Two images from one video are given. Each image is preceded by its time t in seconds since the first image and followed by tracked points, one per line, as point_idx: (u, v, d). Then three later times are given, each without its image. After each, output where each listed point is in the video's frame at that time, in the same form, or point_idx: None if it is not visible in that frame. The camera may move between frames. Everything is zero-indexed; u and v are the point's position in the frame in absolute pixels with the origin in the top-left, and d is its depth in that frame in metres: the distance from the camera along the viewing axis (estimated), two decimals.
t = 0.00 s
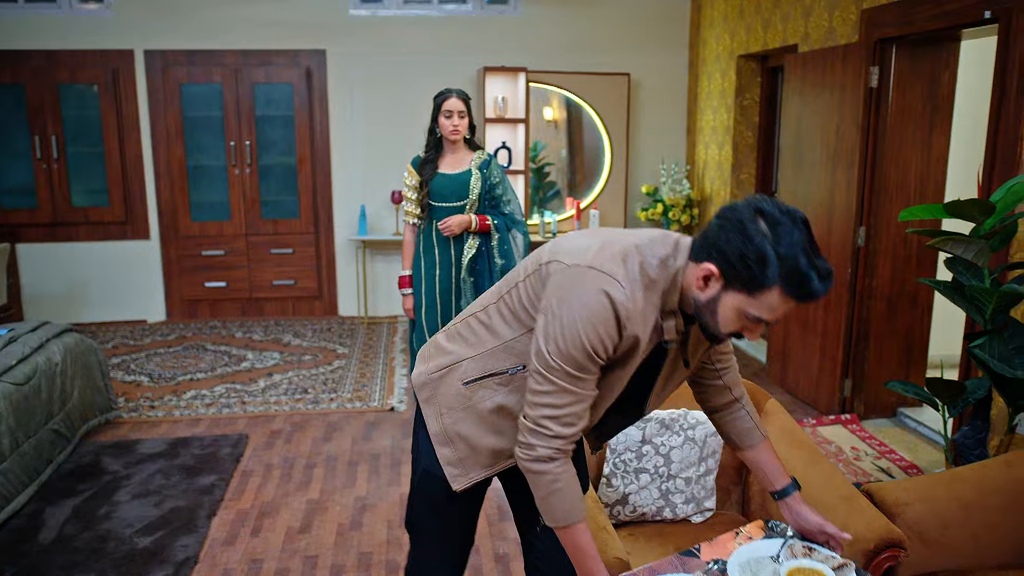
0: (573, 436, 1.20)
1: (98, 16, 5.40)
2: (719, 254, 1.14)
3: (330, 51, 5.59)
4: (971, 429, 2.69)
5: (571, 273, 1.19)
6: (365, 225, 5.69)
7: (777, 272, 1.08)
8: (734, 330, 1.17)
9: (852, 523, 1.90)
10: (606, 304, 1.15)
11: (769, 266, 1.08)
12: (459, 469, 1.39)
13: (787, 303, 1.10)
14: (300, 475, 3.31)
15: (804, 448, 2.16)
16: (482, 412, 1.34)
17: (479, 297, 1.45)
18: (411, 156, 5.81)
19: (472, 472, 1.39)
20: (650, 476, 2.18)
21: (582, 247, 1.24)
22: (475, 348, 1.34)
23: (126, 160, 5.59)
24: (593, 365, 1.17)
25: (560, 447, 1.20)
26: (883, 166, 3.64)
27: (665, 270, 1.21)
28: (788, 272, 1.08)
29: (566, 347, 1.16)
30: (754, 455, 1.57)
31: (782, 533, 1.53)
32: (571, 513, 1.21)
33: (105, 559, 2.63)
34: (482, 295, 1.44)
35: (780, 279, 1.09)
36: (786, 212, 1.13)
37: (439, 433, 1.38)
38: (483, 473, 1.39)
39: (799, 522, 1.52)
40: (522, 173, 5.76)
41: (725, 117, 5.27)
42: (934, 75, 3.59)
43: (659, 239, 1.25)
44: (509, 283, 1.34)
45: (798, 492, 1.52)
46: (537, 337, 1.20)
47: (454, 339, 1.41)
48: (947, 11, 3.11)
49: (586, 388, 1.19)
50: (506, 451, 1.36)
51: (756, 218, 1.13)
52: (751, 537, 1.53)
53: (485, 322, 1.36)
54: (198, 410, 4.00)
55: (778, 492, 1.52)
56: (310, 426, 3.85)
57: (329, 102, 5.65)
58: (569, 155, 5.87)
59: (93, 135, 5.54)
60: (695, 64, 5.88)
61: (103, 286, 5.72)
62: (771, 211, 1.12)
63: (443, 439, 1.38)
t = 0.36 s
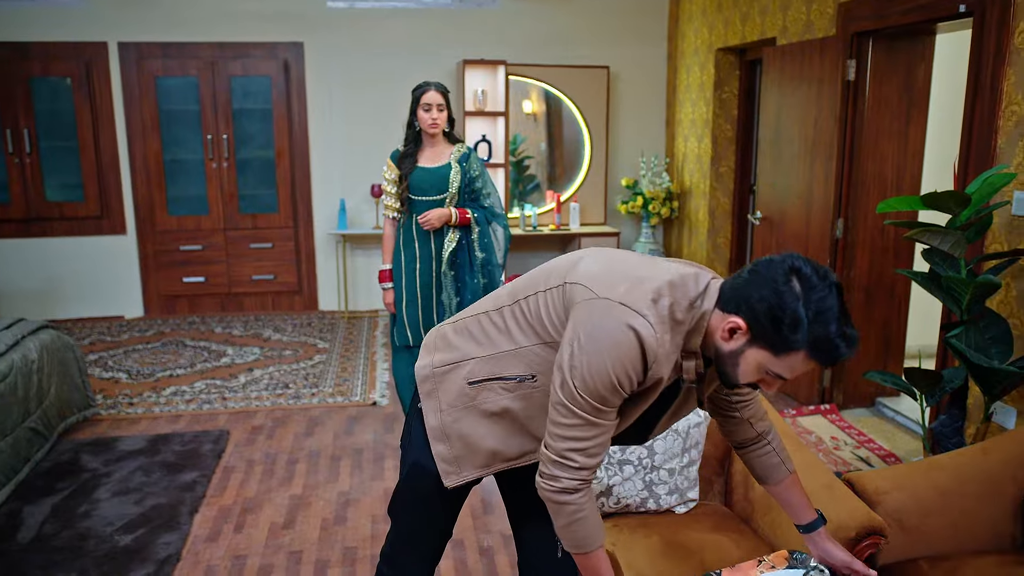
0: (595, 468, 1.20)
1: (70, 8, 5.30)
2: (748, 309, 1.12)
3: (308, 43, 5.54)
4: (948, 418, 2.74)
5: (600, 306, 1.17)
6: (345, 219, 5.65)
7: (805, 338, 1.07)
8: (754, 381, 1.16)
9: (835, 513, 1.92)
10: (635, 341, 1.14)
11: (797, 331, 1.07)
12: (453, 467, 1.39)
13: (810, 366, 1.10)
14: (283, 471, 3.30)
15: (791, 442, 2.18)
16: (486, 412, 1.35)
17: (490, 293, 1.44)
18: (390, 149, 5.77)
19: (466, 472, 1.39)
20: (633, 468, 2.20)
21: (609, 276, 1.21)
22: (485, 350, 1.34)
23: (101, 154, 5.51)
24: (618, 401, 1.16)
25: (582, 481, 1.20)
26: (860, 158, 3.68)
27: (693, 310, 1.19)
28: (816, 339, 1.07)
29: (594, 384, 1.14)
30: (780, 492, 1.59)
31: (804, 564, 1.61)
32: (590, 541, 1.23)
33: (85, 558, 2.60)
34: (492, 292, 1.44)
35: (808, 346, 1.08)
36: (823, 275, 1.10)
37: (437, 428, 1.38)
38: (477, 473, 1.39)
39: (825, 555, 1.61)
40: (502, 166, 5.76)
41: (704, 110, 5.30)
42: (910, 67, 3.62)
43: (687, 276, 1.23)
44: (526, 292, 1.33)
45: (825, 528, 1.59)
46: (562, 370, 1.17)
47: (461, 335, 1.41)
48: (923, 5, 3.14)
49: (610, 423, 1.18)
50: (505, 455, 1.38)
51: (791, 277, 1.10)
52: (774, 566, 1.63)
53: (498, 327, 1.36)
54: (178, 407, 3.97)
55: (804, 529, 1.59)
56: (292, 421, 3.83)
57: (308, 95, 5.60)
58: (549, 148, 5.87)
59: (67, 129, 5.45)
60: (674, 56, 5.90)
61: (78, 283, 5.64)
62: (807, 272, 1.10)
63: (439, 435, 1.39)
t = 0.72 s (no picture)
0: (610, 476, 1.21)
1: (61, 5, 5.27)
2: (773, 331, 1.13)
3: (302, 41, 5.53)
4: (943, 415, 2.75)
5: (623, 318, 1.17)
6: (339, 218, 5.64)
7: (828, 365, 1.10)
8: (770, 398, 1.19)
9: (835, 509, 1.94)
10: (657, 354, 1.14)
11: (821, 358, 1.09)
12: (462, 465, 1.39)
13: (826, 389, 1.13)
14: (280, 469, 3.29)
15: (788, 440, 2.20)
16: (499, 412, 1.36)
17: (506, 292, 1.45)
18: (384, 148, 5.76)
19: (474, 471, 1.39)
20: (631, 464, 2.21)
21: (633, 287, 1.22)
22: (502, 350, 1.35)
23: (94, 153, 5.48)
24: (638, 412, 1.17)
25: (596, 489, 1.21)
26: (855, 156, 3.70)
27: (714, 325, 1.20)
28: (838, 367, 1.10)
29: (614, 394, 1.14)
30: (792, 500, 1.60)
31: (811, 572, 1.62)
32: (602, 546, 1.24)
33: (83, 558, 2.60)
34: (508, 291, 1.44)
35: (830, 372, 1.10)
36: (850, 303, 1.11)
37: (448, 426, 1.39)
38: (486, 473, 1.40)
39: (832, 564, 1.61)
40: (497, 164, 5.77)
41: (698, 108, 5.30)
42: (905, 65, 3.62)
43: (709, 290, 1.23)
44: (546, 295, 1.34)
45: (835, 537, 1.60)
46: (582, 379, 1.18)
47: (477, 333, 1.42)
48: (917, 3, 3.16)
49: (627, 433, 1.19)
50: (515, 457, 1.38)
51: (819, 301, 1.11)
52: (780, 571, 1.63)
53: (515, 328, 1.36)
54: (173, 406, 3.95)
55: (814, 539, 1.59)
56: (288, 420, 3.82)
57: (302, 93, 5.59)
58: (543, 146, 5.87)
59: (59, 128, 5.42)
60: (668, 55, 5.91)
61: (72, 282, 5.62)
62: (835, 298, 1.11)
63: (449, 432, 1.39)
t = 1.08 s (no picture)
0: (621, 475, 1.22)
1: (49, 3, 5.23)
2: (788, 335, 1.14)
3: (293, 40, 5.51)
4: (937, 411, 2.78)
5: (638, 318, 1.18)
6: (331, 217, 5.62)
7: (841, 370, 1.11)
8: (781, 402, 1.20)
9: (833, 506, 1.96)
10: (672, 355, 1.15)
11: (835, 364, 1.11)
12: (471, 463, 1.40)
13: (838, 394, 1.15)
14: (275, 470, 3.28)
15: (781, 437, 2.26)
16: (509, 411, 1.37)
17: (517, 291, 1.45)
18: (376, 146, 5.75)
19: (482, 469, 1.40)
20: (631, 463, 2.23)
21: (647, 288, 1.23)
22: (514, 348, 1.36)
23: (84, 152, 5.44)
24: (651, 413, 1.18)
25: (607, 487, 1.22)
26: (848, 155, 3.73)
27: (728, 328, 1.21)
28: (851, 372, 1.11)
29: (628, 394, 1.15)
30: (803, 503, 1.61)
31: None
32: (612, 543, 1.25)
33: (78, 560, 2.58)
34: (520, 290, 1.45)
35: (843, 377, 1.12)
36: (867, 309, 1.13)
37: (457, 424, 1.39)
38: (494, 471, 1.40)
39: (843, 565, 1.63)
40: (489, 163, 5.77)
41: (690, 107, 5.32)
42: (896, 65, 3.65)
43: (724, 292, 1.24)
44: (558, 294, 1.35)
45: (843, 542, 1.62)
46: (596, 378, 1.19)
47: (487, 331, 1.42)
48: (909, 3, 3.18)
49: (639, 433, 1.20)
50: (524, 455, 1.39)
51: (835, 307, 1.12)
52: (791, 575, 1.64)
53: (527, 327, 1.37)
54: (166, 407, 3.93)
55: (822, 543, 1.61)
56: (282, 420, 3.80)
57: (293, 92, 5.57)
58: (533, 145, 5.88)
59: (48, 127, 5.38)
60: (659, 54, 5.92)
61: (61, 283, 5.57)
62: (851, 304, 1.12)
63: (458, 430, 1.39)
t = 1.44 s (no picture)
0: (628, 471, 1.23)
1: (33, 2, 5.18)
2: (795, 334, 1.16)
3: (280, 40, 5.48)
4: (925, 408, 2.81)
5: (647, 316, 1.19)
6: (319, 218, 5.60)
7: (848, 368, 1.13)
8: (787, 400, 1.22)
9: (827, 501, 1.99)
10: (681, 353, 1.16)
11: (842, 363, 1.12)
12: (475, 461, 1.41)
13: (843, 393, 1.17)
14: (266, 472, 3.27)
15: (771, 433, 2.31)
16: (515, 408, 1.38)
17: (523, 289, 1.46)
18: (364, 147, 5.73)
19: (487, 466, 1.41)
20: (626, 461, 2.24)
21: (655, 287, 1.24)
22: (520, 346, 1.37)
23: (68, 153, 5.39)
24: (659, 410, 1.19)
25: (613, 483, 1.23)
26: (835, 155, 3.76)
27: (735, 327, 1.22)
28: (857, 371, 1.13)
29: (637, 390, 1.16)
30: (805, 502, 1.64)
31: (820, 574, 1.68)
32: (617, 540, 1.26)
33: (70, 564, 2.56)
34: (526, 288, 1.46)
35: (849, 375, 1.14)
36: (872, 308, 1.15)
37: (463, 421, 1.40)
38: (499, 469, 1.41)
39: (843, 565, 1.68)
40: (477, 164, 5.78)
41: (677, 107, 5.35)
42: (882, 65, 3.69)
43: (730, 292, 1.25)
44: (564, 292, 1.36)
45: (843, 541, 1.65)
46: (605, 375, 1.19)
47: (492, 328, 1.43)
48: (895, 5, 3.22)
49: (646, 429, 1.21)
50: (529, 452, 1.40)
51: (841, 306, 1.14)
52: (790, 572, 1.71)
53: (532, 325, 1.38)
54: (154, 409, 3.90)
55: (823, 542, 1.64)
56: (272, 422, 3.78)
57: (280, 92, 5.54)
58: (519, 145, 5.88)
59: (32, 127, 5.33)
60: (646, 54, 5.95)
61: (45, 285, 5.51)
62: (857, 304, 1.14)
63: (463, 425, 1.40)
